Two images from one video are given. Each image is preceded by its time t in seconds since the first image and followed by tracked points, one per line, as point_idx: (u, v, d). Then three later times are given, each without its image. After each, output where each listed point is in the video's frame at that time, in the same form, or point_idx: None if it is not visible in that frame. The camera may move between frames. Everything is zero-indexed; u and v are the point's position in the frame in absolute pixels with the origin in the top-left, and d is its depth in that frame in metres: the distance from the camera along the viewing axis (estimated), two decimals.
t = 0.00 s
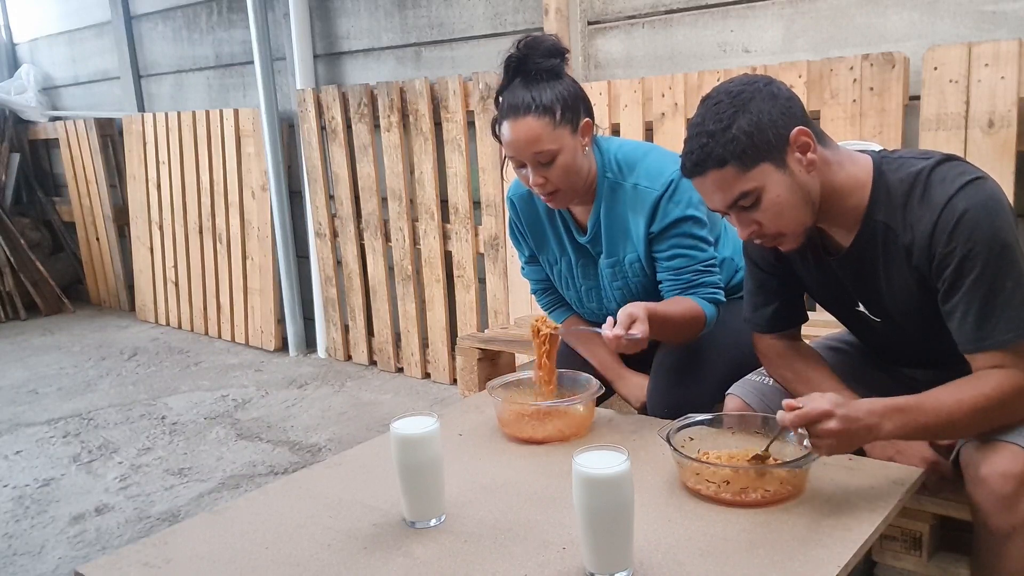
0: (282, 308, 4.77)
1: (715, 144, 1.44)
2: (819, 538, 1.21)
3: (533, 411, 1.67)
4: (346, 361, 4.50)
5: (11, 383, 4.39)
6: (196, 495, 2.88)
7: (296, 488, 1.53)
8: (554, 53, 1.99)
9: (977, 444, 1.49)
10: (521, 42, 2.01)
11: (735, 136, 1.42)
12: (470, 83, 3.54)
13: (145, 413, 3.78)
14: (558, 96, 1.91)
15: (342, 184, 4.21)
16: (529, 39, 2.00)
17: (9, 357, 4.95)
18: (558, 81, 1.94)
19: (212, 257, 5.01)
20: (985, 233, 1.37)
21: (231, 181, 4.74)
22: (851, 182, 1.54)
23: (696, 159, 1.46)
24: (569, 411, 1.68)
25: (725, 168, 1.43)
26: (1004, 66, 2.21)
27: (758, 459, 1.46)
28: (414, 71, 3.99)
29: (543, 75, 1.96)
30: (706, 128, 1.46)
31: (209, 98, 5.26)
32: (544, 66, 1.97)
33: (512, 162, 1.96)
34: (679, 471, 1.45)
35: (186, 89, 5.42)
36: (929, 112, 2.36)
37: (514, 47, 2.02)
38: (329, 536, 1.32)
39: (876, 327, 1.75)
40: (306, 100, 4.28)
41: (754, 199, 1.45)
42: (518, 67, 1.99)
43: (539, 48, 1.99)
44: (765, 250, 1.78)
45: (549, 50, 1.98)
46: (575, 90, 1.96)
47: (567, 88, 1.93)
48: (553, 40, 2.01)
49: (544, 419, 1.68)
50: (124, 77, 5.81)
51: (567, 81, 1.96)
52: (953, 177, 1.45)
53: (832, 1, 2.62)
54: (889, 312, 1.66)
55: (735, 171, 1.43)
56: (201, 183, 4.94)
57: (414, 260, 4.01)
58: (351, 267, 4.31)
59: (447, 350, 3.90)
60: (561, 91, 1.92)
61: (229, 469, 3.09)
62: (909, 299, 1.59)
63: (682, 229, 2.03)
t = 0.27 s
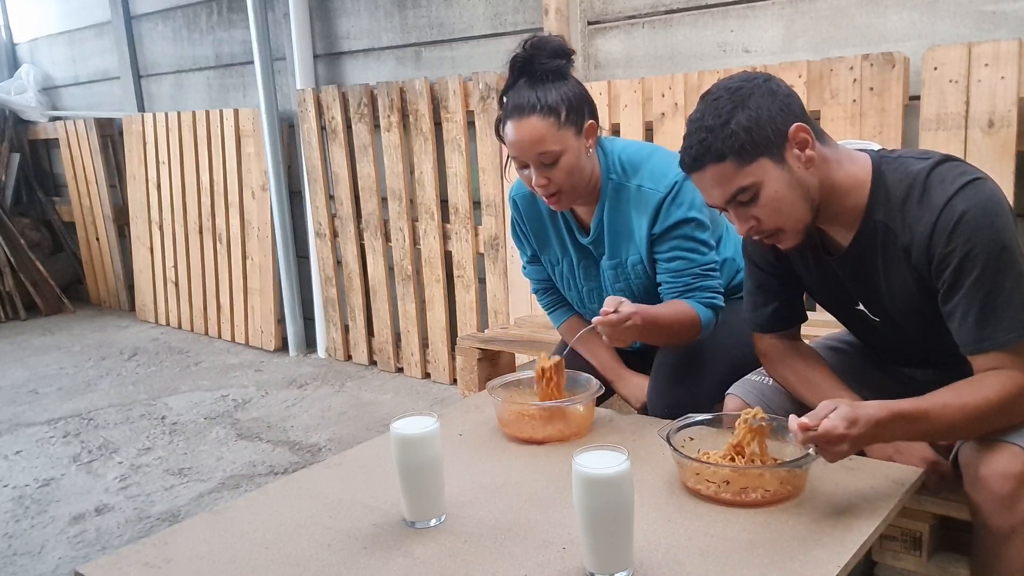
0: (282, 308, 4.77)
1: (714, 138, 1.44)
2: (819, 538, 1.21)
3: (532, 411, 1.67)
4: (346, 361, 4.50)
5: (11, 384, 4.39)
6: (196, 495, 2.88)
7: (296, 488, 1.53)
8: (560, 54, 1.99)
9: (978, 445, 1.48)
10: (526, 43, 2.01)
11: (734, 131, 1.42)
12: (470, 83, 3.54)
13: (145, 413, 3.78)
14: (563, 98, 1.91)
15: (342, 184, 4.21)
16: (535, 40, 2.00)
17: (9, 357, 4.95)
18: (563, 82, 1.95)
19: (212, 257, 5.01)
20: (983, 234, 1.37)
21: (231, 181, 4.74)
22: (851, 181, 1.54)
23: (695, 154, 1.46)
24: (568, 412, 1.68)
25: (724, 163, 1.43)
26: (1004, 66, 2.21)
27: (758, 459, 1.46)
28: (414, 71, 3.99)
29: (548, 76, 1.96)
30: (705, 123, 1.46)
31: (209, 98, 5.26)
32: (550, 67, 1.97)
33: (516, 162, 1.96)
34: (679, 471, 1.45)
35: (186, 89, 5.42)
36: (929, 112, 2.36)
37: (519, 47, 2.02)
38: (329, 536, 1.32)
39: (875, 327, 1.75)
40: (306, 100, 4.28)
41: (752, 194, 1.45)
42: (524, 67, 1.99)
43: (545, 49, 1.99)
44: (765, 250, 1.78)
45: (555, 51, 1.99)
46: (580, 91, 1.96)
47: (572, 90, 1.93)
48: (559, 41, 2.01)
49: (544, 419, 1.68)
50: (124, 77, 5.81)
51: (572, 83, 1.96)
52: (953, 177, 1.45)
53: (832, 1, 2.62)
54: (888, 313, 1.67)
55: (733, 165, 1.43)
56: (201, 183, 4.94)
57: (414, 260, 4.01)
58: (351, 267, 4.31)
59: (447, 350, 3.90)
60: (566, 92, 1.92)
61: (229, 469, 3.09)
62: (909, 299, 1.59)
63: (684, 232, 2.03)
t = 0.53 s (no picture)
0: (282, 308, 4.77)
1: (713, 138, 1.44)
2: (819, 538, 1.21)
3: (532, 412, 1.67)
4: (346, 362, 4.50)
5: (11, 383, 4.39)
6: (196, 495, 2.88)
7: (296, 487, 1.53)
8: (564, 54, 1.99)
9: (978, 445, 1.49)
10: (530, 42, 2.01)
11: (733, 131, 1.43)
12: (470, 83, 3.54)
13: (145, 413, 3.78)
14: (565, 99, 1.90)
15: (343, 183, 4.21)
16: (539, 39, 2.00)
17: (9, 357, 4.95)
18: (565, 83, 1.94)
19: (212, 257, 5.01)
20: (984, 235, 1.37)
21: (231, 181, 4.74)
22: (851, 181, 1.54)
23: (695, 154, 1.46)
24: (568, 412, 1.68)
25: (723, 163, 1.43)
26: (1004, 66, 2.21)
27: (757, 459, 1.46)
28: (414, 71, 3.99)
29: (551, 77, 1.96)
30: (704, 123, 1.46)
31: (209, 98, 5.26)
32: (553, 68, 1.97)
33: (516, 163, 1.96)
34: (679, 471, 1.45)
35: (186, 89, 5.43)
36: (929, 112, 2.36)
37: (523, 47, 2.02)
38: (329, 536, 1.32)
39: (875, 328, 1.75)
40: (306, 100, 4.28)
41: (752, 193, 1.45)
42: (527, 67, 1.99)
43: (548, 49, 1.98)
44: (765, 250, 1.78)
45: (559, 52, 1.98)
46: (583, 93, 1.96)
47: (574, 91, 1.93)
48: (562, 41, 2.00)
49: (544, 419, 1.68)
50: (124, 77, 5.81)
51: (575, 84, 1.96)
52: (951, 178, 1.45)
53: (832, 2, 2.62)
54: (889, 313, 1.66)
55: (733, 165, 1.43)
56: (201, 183, 4.94)
57: (414, 260, 4.01)
58: (351, 267, 4.31)
59: (447, 350, 3.90)
60: (568, 94, 1.92)
61: (229, 469, 3.09)
62: (908, 300, 1.59)
63: (679, 235, 2.01)
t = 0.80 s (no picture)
0: (282, 308, 4.77)
1: (714, 139, 1.44)
2: (819, 538, 1.21)
3: (532, 412, 1.67)
4: (346, 361, 4.50)
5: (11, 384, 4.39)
6: (196, 495, 2.88)
7: (296, 487, 1.53)
8: (560, 54, 1.99)
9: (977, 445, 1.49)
10: (526, 42, 2.01)
11: (734, 131, 1.42)
12: (469, 83, 3.54)
13: (145, 413, 3.78)
14: (562, 99, 1.91)
15: (343, 183, 4.21)
16: (535, 39, 2.00)
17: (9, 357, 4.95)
18: (563, 83, 1.94)
19: (212, 257, 5.01)
20: (982, 236, 1.37)
21: (231, 181, 4.74)
22: (851, 180, 1.54)
23: (695, 154, 1.46)
24: (568, 412, 1.68)
25: (725, 163, 1.43)
26: (1004, 66, 2.21)
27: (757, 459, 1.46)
28: (414, 71, 3.99)
29: (548, 77, 1.96)
30: (705, 123, 1.46)
31: (209, 98, 5.26)
32: (550, 67, 1.97)
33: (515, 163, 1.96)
34: (679, 471, 1.45)
35: (186, 89, 5.42)
36: (929, 112, 2.36)
37: (519, 47, 2.01)
38: (329, 536, 1.32)
39: (874, 328, 1.75)
40: (306, 100, 4.28)
41: (754, 194, 1.45)
42: (524, 67, 1.99)
43: (545, 49, 1.98)
44: (764, 250, 1.78)
45: (556, 51, 1.98)
46: (580, 92, 1.96)
47: (572, 90, 1.93)
48: (558, 40, 2.00)
49: (544, 420, 1.68)
50: (124, 77, 5.81)
51: (572, 83, 1.96)
52: (950, 178, 1.45)
53: (832, 1, 2.62)
54: (887, 313, 1.66)
55: (734, 166, 1.43)
56: (201, 183, 4.94)
57: (414, 260, 4.01)
58: (350, 267, 4.31)
59: (447, 350, 3.90)
60: (565, 93, 1.92)
61: (229, 469, 3.09)
62: (907, 301, 1.59)
63: (679, 233, 2.01)
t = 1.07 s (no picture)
0: (282, 308, 4.77)
1: (715, 136, 1.44)
2: (819, 538, 1.21)
3: (533, 412, 1.67)
4: (346, 361, 4.50)
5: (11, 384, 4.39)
6: (196, 495, 2.88)
7: (296, 487, 1.53)
8: (558, 52, 1.99)
9: (977, 445, 1.49)
10: (525, 41, 2.01)
11: (735, 129, 1.42)
12: (470, 83, 3.54)
13: (145, 413, 3.78)
14: (563, 96, 1.91)
15: (343, 183, 4.21)
16: (534, 38, 2.00)
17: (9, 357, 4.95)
18: (562, 81, 1.94)
19: (212, 257, 5.01)
20: (981, 235, 1.37)
21: (231, 181, 4.74)
22: (851, 179, 1.54)
23: (697, 152, 1.46)
24: (569, 412, 1.68)
25: (726, 161, 1.43)
26: (1004, 66, 2.21)
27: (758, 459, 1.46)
28: (414, 71, 3.99)
29: (547, 75, 1.96)
30: (706, 121, 1.46)
31: (209, 98, 5.26)
32: (549, 66, 1.97)
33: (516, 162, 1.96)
34: (679, 471, 1.45)
35: (186, 89, 5.43)
36: (929, 112, 2.36)
37: (518, 46, 2.01)
38: (329, 536, 1.32)
39: (874, 328, 1.75)
40: (306, 100, 4.28)
41: (754, 191, 1.45)
42: (523, 66, 1.99)
43: (544, 48, 1.98)
44: (764, 250, 1.78)
45: (554, 50, 1.98)
46: (580, 90, 1.96)
47: (572, 88, 1.93)
48: (557, 39, 2.00)
49: (544, 420, 1.68)
50: (124, 77, 5.81)
51: (571, 81, 1.96)
52: (950, 178, 1.45)
53: (832, 1, 2.62)
54: (887, 313, 1.66)
55: (735, 163, 1.43)
56: (201, 183, 4.94)
57: (414, 260, 4.01)
58: (350, 267, 4.31)
59: (447, 350, 3.90)
60: (566, 91, 1.92)
61: (229, 469, 3.09)
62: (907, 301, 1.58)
63: (684, 231, 2.03)
